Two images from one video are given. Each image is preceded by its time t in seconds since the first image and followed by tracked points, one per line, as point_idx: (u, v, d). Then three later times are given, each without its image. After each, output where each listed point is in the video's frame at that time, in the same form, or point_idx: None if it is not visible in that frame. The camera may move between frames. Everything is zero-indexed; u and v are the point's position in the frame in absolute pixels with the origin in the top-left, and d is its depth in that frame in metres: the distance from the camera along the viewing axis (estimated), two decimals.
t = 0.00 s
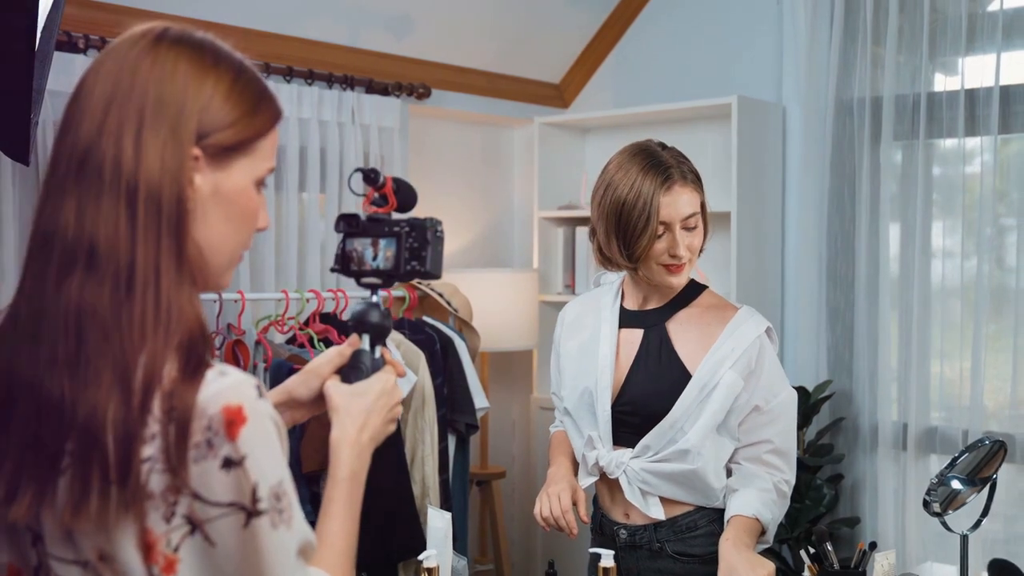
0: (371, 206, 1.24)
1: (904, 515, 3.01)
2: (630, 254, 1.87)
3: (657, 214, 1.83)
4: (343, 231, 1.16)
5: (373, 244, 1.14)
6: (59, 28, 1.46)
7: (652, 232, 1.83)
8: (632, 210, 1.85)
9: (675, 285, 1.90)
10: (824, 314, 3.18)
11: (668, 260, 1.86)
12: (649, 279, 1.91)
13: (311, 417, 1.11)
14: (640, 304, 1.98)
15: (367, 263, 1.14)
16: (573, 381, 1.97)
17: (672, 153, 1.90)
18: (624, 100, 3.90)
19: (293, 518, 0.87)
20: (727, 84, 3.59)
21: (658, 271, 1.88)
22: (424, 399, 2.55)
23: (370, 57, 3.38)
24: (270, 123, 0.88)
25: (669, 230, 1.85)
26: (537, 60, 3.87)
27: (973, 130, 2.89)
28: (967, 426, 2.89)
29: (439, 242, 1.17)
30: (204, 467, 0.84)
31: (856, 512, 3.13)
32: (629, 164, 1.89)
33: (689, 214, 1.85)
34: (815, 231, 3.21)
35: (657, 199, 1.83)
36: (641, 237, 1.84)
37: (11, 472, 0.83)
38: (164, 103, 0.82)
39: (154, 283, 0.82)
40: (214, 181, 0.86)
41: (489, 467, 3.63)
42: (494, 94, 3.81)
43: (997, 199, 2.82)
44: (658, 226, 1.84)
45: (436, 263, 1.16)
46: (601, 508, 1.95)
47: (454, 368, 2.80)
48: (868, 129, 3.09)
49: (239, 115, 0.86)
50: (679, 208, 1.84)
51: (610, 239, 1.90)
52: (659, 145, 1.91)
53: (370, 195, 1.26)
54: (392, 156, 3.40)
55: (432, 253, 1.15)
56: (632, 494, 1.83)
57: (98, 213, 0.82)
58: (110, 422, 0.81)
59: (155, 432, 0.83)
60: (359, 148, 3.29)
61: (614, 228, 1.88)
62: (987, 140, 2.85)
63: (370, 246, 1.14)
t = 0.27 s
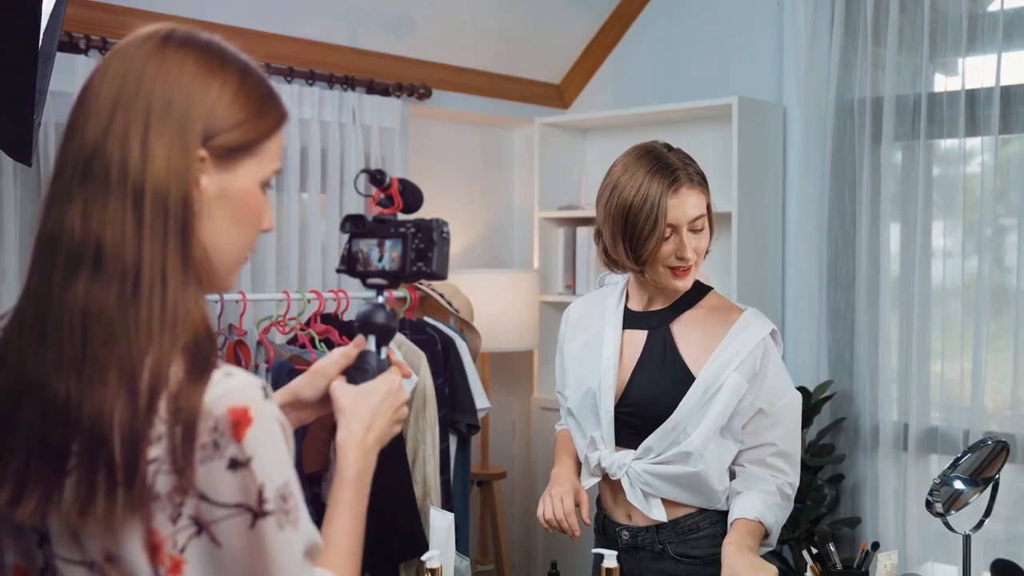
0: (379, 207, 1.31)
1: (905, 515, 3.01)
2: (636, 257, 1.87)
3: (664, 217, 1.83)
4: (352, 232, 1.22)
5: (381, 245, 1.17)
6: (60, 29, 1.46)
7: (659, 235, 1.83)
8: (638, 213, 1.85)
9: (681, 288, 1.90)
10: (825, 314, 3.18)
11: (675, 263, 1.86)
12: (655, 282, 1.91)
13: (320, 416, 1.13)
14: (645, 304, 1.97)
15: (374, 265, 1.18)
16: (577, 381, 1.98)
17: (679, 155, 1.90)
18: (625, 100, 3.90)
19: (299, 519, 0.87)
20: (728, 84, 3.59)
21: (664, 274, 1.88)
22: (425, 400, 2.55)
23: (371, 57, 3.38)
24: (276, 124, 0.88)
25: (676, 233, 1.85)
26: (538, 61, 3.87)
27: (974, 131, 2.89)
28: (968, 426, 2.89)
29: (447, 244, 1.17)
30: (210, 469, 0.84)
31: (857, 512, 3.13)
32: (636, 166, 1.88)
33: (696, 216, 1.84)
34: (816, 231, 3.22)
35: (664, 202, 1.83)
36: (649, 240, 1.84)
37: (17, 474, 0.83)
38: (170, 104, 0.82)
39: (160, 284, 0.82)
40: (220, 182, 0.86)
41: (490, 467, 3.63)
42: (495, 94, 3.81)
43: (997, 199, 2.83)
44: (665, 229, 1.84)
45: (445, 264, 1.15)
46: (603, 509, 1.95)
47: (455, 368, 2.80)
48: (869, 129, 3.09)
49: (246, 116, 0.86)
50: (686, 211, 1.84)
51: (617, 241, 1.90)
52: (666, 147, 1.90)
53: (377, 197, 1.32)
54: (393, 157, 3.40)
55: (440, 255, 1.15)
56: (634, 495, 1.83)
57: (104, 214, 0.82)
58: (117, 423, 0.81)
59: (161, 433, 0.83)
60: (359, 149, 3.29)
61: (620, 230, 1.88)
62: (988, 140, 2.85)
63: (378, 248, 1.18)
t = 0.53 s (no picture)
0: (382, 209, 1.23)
1: (906, 515, 3.01)
2: (642, 260, 1.88)
3: (670, 219, 1.83)
4: (356, 233, 1.19)
5: (386, 246, 1.16)
6: (62, 30, 1.46)
7: (665, 238, 1.83)
8: (644, 216, 1.85)
9: (686, 292, 1.89)
10: (826, 314, 3.18)
11: (681, 266, 1.86)
12: (661, 285, 1.91)
13: (327, 416, 1.12)
14: (651, 306, 1.97)
15: (379, 265, 1.16)
16: (580, 382, 1.97)
17: (684, 157, 1.90)
18: (625, 100, 3.90)
19: (305, 520, 0.88)
20: (728, 84, 3.59)
21: (670, 278, 1.88)
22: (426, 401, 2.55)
23: (371, 58, 3.38)
24: (282, 126, 0.88)
25: (682, 235, 1.85)
26: (538, 61, 3.87)
27: (974, 131, 2.89)
28: (968, 426, 2.89)
29: (451, 244, 1.17)
30: (217, 470, 0.84)
31: (857, 512, 3.13)
32: (641, 169, 1.88)
33: (702, 219, 1.84)
34: (816, 231, 3.22)
35: (671, 205, 1.83)
36: (655, 243, 1.84)
37: (26, 473, 0.84)
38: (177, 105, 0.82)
39: (167, 285, 0.82)
40: (226, 184, 0.86)
41: (490, 468, 3.63)
42: (495, 94, 3.81)
43: (997, 200, 2.83)
44: (672, 231, 1.84)
45: (449, 264, 1.17)
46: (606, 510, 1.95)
47: (455, 369, 2.80)
48: (869, 129, 3.09)
49: (252, 118, 0.86)
50: (691, 213, 1.84)
51: (623, 244, 1.90)
52: (672, 149, 1.90)
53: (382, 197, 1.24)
54: (393, 157, 3.40)
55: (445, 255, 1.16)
56: (636, 497, 1.83)
57: (111, 216, 0.82)
58: (124, 425, 0.81)
59: (169, 434, 0.83)
60: (360, 150, 3.29)
61: (626, 233, 1.88)
62: (988, 140, 2.85)
63: (383, 248, 1.16)
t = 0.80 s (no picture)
0: (386, 210, 1.25)
1: (905, 516, 3.01)
2: (646, 263, 1.88)
3: (674, 223, 1.83)
4: (359, 235, 1.19)
5: (390, 248, 1.17)
6: (62, 32, 1.46)
7: (669, 241, 1.83)
8: (648, 219, 1.85)
9: (689, 294, 1.90)
10: (824, 314, 3.18)
11: (684, 268, 1.86)
12: (664, 288, 1.91)
13: (331, 418, 1.12)
14: (653, 308, 1.97)
15: (382, 267, 1.17)
16: (581, 383, 1.98)
17: (687, 159, 1.90)
18: (624, 101, 3.90)
19: (310, 522, 0.87)
20: (726, 85, 3.59)
21: (673, 280, 1.88)
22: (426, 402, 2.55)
23: (370, 59, 3.39)
24: (287, 127, 0.89)
25: (686, 238, 1.85)
26: (537, 62, 3.87)
27: (973, 132, 2.90)
28: (968, 427, 2.89)
29: (454, 247, 1.20)
30: (223, 471, 0.84)
31: (856, 513, 3.13)
32: (645, 171, 1.88)
33: (706, 222, 1.85)
34: (815, 232, 3.22)
35: (675, 207, 1.83)
36: (659, 246, 1.84)
37: (31, 475, 0.83)
38: (182, 107, 0.83)
39: (172, 287, 0.82)
40: (232, 186, 0.87)
41: (490, 469, 3.62)
42: (493, 95, 3.81)
43: (995, 200, 2.83)
44: (675, 234, 1.84)
45: (451, 267, 1.19)
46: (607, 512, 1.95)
47: (455, 370, 2.80)
48: (868, 130, 3.09)
49: (257, 120, 0.86)
50: (695, 216, 1.84)
51: (626, 247, 1.89)
52: (674, 151, 1.90)
53: (385, 199, 1.26)
54: (392, 158, 3.40)
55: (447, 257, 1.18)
56: (637, 499, 1.84)
57: (116, 218, 0.82)
58: (129, 427, 0.81)
59: (174, 436, 0.83)
60: (359, 150, 3.29)
61: (630, 236, 1.88)
62: (987, 140, 2.86)
63: (387, 250, 1.17)
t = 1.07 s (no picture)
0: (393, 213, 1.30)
1: (905, 517, 3.01)
2: (649, 265, 1.88)
3: (677, 224, 1.83)
4: (365, 239, 1.21)
5: (396, 252, 1.18)
6: (63, 33, 1.46)
7: (673, 243, 1.83)
8: (652, 221, 1.85)
9: (692, 296, 1.89)
10: (824, 315, 3.18)
11: (688, 271, 1.86)
12: (667, 291, 1.91)
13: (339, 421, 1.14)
14: (654, 309, 1.97)
15: (387, 270, 1.18)
16: (583, 384, 1.98)
17: (689, 161, 1.91)
18: (623, 102, 3.90)
19: (316, 523, 0.87)
20: (726, 86, 3.59)
21: (676, 283, 1.88)
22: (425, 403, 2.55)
23: (369, 60, 3.39)
24: (291, 130, 0.90)
25: (690, 240, 1.85)
26: (536, 63, 3.87)
27: (972, 133, 2.90)
28: (967, 428, 2.90)
29: (462, 250, 1.19)
30: (229, 473, 0.84)
31: (856, 513, 3.13)
32: (647, 173, 1.89)
33: (709, 223, 1.85)
34: (814, 232, 3.22)
35: (678, 209, 1.83)
36: (663, 248, 1.84)
37: (38, 478, 0.83)
38: (188, 109, 0.83)
39: (178, 289, 0.83)
40: (237, 187, 0.87)
41: (489, 469, 3.62)
42: (492, 96, 3.81)
43: (994, 201, 2.84)
44: (679, 236, 1.84)
45: (458, 270, 1.18)
46: (608, 514, 1.95)
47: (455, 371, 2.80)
48: (867, 130, 3.09)
49: (262, 121, 0.87)
50: (698, 218, 1.84)
51: (630, 249, 1.90)
52: (677, 153, 1.91)
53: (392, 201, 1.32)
54: (391, 159, 3.40)
55: (454, 261, 1.18)
56: (640, 500, 1.84)
57: (123, 219, 0.83)
58: (136, 428, 0.81)
59: (181, 437, 0.83)
60: (358, 151, 3.29)
61: (633, 238, 1.88)
62: (986, 141, 2.86)
63: (392, 254, 1.18)
